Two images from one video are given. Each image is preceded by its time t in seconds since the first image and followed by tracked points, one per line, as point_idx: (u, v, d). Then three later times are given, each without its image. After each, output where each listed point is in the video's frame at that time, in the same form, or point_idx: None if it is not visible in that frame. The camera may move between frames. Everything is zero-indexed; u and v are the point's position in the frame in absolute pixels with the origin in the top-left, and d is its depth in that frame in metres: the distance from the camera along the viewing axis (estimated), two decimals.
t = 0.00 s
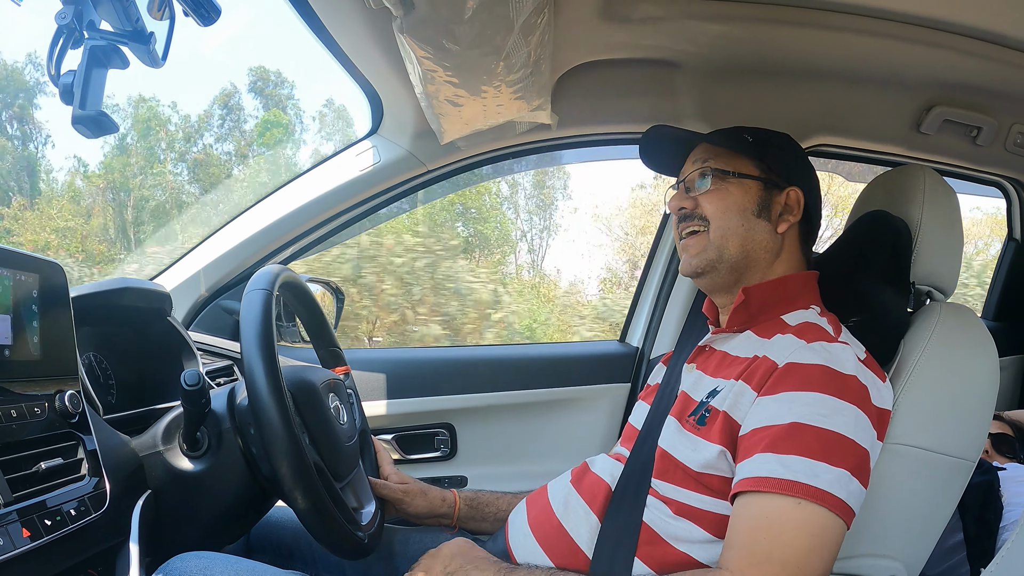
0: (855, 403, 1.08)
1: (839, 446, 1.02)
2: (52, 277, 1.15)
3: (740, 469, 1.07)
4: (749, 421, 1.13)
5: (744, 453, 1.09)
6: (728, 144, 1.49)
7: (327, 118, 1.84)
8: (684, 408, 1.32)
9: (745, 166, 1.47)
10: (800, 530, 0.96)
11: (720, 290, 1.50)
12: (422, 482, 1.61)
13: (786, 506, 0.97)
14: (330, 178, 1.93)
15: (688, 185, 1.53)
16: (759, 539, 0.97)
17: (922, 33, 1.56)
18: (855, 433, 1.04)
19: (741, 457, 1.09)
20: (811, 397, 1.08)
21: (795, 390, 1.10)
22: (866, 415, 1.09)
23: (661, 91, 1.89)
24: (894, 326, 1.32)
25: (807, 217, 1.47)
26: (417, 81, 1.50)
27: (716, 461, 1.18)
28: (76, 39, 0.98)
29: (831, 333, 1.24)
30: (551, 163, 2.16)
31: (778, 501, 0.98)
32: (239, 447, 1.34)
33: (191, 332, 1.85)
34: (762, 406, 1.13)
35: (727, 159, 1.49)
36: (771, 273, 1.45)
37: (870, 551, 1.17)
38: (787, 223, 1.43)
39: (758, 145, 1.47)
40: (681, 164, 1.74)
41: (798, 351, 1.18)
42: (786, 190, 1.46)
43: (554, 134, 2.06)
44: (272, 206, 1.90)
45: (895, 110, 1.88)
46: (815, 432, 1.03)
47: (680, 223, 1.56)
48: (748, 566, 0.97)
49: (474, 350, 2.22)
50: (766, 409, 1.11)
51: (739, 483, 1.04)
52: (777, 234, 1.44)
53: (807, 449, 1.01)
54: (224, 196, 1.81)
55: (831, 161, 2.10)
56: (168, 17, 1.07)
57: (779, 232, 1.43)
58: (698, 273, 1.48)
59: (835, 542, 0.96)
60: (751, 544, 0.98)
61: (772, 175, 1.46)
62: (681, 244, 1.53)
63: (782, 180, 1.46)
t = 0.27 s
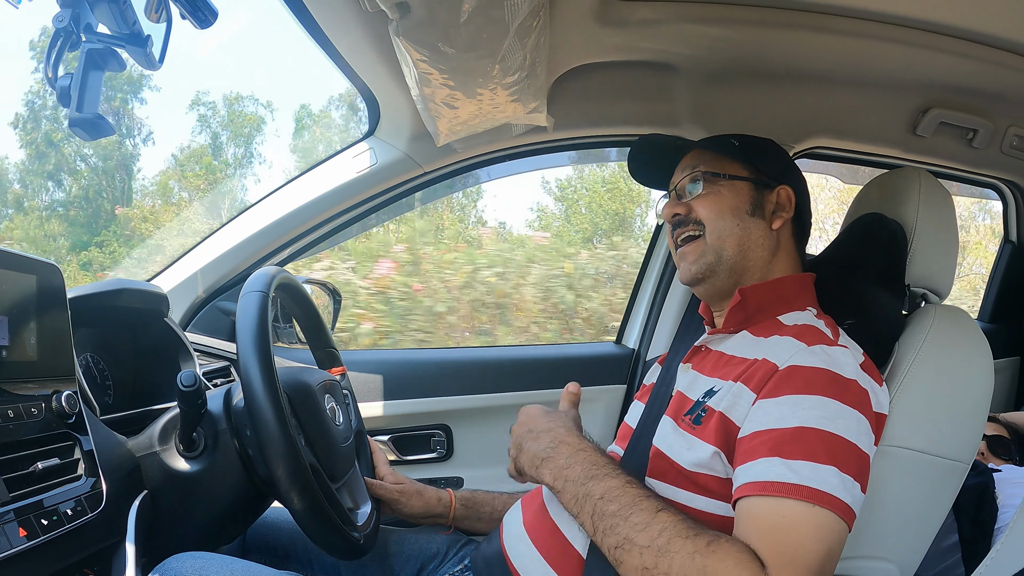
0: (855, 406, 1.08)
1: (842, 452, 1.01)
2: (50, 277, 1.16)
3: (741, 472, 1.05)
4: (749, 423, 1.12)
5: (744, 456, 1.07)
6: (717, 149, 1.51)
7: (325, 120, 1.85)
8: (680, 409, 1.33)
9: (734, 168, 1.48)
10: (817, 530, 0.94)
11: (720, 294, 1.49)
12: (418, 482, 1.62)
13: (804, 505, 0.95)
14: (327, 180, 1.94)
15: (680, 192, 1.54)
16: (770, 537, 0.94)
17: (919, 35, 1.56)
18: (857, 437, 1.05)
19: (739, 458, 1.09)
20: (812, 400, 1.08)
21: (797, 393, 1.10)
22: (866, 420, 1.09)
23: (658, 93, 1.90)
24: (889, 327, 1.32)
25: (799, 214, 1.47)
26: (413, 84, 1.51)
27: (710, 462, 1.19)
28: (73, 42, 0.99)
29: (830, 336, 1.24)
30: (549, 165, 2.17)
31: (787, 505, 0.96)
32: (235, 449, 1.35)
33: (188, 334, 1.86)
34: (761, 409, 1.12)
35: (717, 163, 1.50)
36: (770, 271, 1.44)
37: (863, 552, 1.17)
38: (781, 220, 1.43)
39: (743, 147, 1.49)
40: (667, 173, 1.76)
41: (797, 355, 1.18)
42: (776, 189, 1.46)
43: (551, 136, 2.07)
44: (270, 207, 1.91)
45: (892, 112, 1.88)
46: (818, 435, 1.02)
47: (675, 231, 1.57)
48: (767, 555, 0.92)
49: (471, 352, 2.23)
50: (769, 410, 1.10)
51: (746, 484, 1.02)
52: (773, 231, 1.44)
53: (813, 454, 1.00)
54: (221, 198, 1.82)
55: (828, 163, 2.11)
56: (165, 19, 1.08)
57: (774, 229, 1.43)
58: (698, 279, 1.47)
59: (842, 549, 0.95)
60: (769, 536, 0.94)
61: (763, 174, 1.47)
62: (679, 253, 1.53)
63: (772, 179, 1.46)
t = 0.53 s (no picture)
0: (839, 414, 1.08)
1: (824, 459, 1.01)
2: (41, 284, 1.16)
3: (725, 480, 1.05)
4: (733, 430, 1.13)
5: (728, 463, 1.08)
6: (695, 154, 1.52)
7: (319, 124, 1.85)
8: (667, 415, 1.32)
9: (712, 173, 1.48)
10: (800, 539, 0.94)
11: (699, 298, 1.50)
12: (410, 487, 1.63)
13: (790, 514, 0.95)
14: (321, 184, 1.93)
15: (660, 200, 1.54)
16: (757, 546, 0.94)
17: (912, 40, 1.56)
18: (840, 445, 1.05)
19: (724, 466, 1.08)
20: (795, 407, 1.08)
21: (780, 398, 1.10)
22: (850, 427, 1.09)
23: (651, 98, 1.89)
24: (880, 333, 1.32)
25: (782, 219, 1.47)
26: (406, 90, 1.51)
27: (696, 469, 1.19)
28: (62, 51, 0.99)
29: (814, 343, 1.23)
30: (543, 169, 2.17)
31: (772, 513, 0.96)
32: (228, 455, 1.35)
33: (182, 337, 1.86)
34: (746, 416, 1.12)
35: (694, 167, 1.51)
36: (750, 274, 1.44)
37: (851, 560, 1.16)
38: (759, 224, 1.44)
39: (724, 153, 1.50)
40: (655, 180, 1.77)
41: (782, 360, 1.18)
42: (755, 193, 1.46)
43: (545, 140, 2.07)
44: (264, 211, 1.91)
45: (887, 116, 1.88)
46: (801, 443, 1.02)
47: (655, 237, 1.57)
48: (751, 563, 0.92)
49: (465, 356, 2.24)
50: (750, 419, 1.11)
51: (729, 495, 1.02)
52: (751, 235, 1.44)
53: (794, 460, 1.00)
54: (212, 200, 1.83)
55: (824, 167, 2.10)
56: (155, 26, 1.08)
57: (752, 233, 1.44)
58: (675, 282, 1.48)
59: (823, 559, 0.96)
60: (756, 547, 0.94)
61: (740, 178, 1.47)
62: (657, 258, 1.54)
63: (750, 184, 1.47)
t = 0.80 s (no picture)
0: (860, 418, 1.08)
1: (846, 464, 1.01)
2: (46, 282, 1.16)
3: (743, 483, 1.05)
4: (752, 433, 1.12)
5: (748, 466, 1.07)
6: (735, 150, 1.50)
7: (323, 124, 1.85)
8: (681, 418, 1.32)
9: (749, 173, 1.48)
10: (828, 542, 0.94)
11: (713, 293, 1.51)
12: (415, 487, 1.63)
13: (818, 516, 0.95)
14: (325, 185, 1.94)
15: (693, 188, 1.53)
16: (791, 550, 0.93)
17: (917, 42, 1.56)
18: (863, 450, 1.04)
19: (742, 468, 1.07)
20: (817, 413, 1.08)
21: (802, 404, 1.10)
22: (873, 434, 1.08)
23: (656, 99, 1.90)
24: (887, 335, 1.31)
25: (808, 230, 1.48)
26: (411, 89, 1.51)
27: (706, 470, 1.19)
28: (69, 47, 0.99)
29: (835, 347, 1.23)
30: (548, 170, 2.16)
31: (801, 520, 0.95)
32: (232, 454, 1.36)
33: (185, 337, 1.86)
34: (767, 419, 1.12)
35: (730, 164, 1.50)
36: (767, 282, 1.45)
37: (858, 560, 1.16)
38: (787, 234, 1.44)
39: (765, 152, 1.48)
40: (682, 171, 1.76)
41: (803, 365, 1.18)
42: (789, 202, 1.47)
43: (551, 141, 2.06)
44: (267, 211, 1.90)
45: (891, 118, 1.88)
46: (823, 449, 1.02)
47: (679, 225, 1.56)
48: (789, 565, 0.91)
49: (469, 357, 2.25)
50: (773, 422, 1.10)
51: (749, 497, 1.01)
52: (776, 244, 1.44)
53: (819, 467, 1.00)
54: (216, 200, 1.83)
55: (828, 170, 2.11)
56: (162, 23, 1.08)
57: (778, 242, 1.44)
58: (691, 274, 1.47)
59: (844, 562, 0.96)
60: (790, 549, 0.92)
61: (777, 184, 1.47)
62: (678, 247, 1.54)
63: (785, 192, 1.47)
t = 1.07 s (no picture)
0: (859, 417, 1.08)
1: (846, 462, 1.01)
2: (47, 278, 1.15)
3: (743, 483, 1.04)
4: (751, 433, 1.11)
5: (748, 466, 1.06)
6: (739, 150, 1.50)
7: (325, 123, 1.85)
8: (680, 419, 1.32)
9: (754, 174, 1.48)
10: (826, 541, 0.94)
11: (718, 297, 1.49)
12: (415, 484, 1.62)
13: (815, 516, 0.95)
14: (327, 183, 1.94)
15: (696, 187, 1.52)
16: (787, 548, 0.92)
17: (920, 44, 1.56)
18: (863, 449, 1.04)
19: (743, 469, 1.07)
20: (816, 412, 1.07)
21: (801, 403, 1.10)
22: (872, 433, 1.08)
23: (659, 100, 1.90)
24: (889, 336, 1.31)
25: (811, 231, 1.49)
26: (415, 88, 1.51)
27: (707, 470, 1.18)
28: (71, 42, 1.00)
29: (833, 346, 1.23)
30: (550, 171, 2.17)
31: (794, 517, 0.95)
32: (230, 451, 1.36)
33: (185, 335, 1.85)
34: (766, 418, 1.11)
35: (736, 164, 1.50)
36: (771, 283, 1.45)
37: (858, 562, 1.16)
38: (791, 235, 1.44)
39: (769, 153, 1.48)
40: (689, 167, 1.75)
41: (802, 364, 1.17)
42: (792, 203, 1.47)
43: (554, 141, 2.06)
44: (269, 210, 1.90)
45: (894, 120, 1.88)
46: (823, 449, 1.01)
47: (683, 225, 1.56)
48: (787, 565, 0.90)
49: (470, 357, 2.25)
50: (772, 421, 1.09)
51: (747, 499, 1.01)
52: (780, 245, 1.44)
53: (817, 466, 0.99)
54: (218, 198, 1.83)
55: (830, 171, 2.11)
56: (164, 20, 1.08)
57: (782, 243, 1.44)
58: (696, 278, 1.47)
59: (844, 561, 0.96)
60: (787, 547, 0.92)
61: (780, 185, 1.47)
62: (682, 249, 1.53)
63: (790, 192, 1.47)
